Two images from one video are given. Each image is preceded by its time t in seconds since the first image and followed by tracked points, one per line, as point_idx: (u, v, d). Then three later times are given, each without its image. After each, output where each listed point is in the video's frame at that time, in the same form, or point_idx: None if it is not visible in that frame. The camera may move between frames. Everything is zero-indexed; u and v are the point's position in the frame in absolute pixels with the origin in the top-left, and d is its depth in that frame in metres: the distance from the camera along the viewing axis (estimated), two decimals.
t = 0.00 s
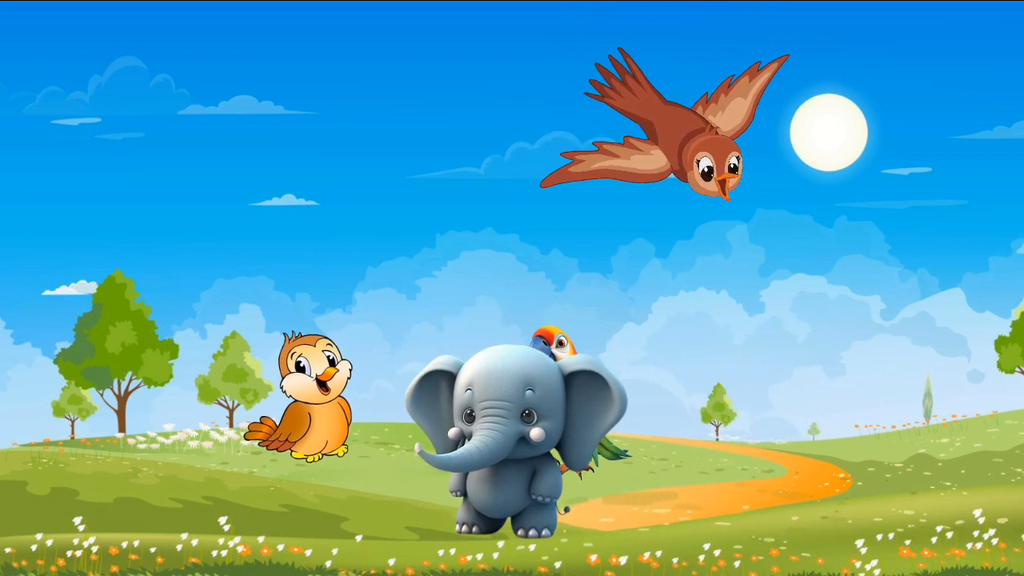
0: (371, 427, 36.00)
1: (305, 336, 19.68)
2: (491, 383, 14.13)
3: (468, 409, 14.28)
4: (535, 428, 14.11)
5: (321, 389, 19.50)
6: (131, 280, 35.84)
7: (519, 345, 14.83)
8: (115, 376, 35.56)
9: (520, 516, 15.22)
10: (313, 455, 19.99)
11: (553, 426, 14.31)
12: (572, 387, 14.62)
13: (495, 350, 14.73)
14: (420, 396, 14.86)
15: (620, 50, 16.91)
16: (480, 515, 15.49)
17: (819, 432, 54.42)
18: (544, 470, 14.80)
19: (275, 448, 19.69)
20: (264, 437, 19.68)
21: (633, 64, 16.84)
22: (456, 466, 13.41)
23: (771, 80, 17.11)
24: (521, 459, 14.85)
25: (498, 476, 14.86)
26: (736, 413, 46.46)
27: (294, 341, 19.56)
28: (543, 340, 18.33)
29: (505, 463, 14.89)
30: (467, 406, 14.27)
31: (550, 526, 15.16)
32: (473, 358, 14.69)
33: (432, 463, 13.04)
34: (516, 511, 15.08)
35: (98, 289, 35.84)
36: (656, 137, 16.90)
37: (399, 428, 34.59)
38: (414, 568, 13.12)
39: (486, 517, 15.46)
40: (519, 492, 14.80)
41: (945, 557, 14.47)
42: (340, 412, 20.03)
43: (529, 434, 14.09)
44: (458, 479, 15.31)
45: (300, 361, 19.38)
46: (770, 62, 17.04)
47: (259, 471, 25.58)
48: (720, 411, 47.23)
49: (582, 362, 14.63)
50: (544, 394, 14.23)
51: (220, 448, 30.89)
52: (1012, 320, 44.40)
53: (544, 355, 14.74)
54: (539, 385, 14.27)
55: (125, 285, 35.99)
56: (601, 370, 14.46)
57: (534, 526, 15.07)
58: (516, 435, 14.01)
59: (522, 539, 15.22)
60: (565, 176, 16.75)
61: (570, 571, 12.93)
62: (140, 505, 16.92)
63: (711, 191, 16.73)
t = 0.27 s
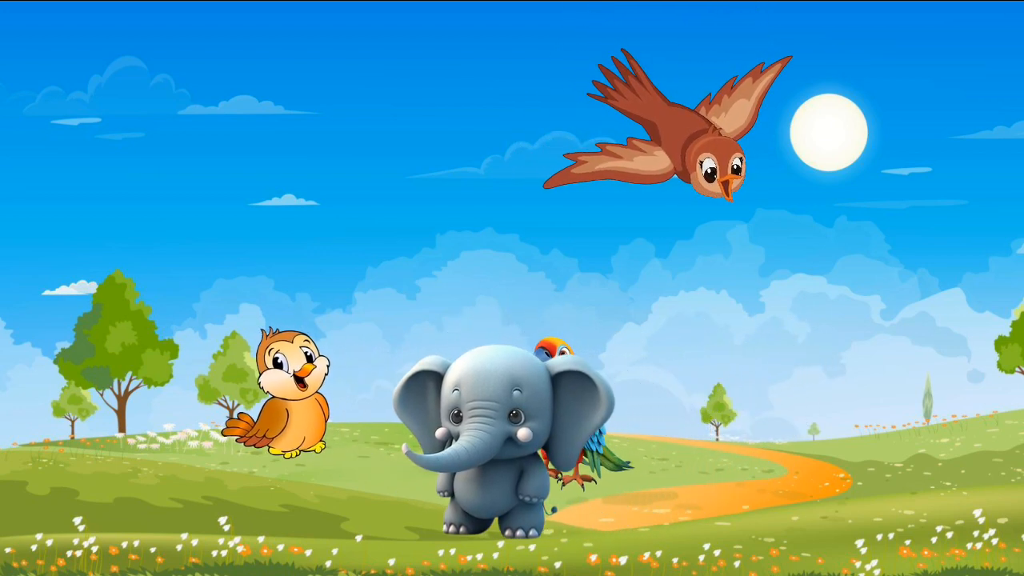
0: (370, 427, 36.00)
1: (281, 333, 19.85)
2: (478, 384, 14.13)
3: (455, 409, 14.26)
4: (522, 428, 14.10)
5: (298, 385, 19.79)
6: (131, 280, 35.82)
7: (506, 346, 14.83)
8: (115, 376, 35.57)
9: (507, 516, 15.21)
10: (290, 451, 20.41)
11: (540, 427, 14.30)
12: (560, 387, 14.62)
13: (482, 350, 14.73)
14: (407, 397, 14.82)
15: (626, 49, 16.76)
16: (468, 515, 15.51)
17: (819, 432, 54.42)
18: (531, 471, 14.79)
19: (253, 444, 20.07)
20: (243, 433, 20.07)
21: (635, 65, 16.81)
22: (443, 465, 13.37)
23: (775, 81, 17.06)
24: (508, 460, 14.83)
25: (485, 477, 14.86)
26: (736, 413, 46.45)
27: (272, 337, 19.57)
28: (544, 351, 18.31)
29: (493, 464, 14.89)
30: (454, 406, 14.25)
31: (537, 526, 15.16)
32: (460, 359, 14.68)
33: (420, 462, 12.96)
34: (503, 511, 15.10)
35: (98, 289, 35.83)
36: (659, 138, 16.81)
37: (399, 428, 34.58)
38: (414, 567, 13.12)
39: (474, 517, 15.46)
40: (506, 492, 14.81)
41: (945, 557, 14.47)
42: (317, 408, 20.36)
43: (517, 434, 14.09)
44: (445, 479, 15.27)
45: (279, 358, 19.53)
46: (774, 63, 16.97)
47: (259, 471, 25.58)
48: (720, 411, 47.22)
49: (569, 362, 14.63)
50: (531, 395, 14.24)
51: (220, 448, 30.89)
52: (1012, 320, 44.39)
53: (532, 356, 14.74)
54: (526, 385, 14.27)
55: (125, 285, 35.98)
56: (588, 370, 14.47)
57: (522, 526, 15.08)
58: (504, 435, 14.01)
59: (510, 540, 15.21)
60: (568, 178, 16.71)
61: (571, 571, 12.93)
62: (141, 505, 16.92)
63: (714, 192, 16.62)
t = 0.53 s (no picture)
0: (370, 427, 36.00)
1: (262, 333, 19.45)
2: (466, 384, 14.12)
3: (443, 410, 14.21)
4: (510, 429, 14.10)
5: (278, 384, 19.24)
6: (131, 280, 35.82)
7: (494, 346, 14.83)
8: (115, 376, 35.57)
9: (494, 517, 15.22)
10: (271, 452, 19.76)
11: (527, 427, 14.30)
12: (548, 388, 14.63)
13: (469, 350, 14.72)
14: (395, 397, 14.85)
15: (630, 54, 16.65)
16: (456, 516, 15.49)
17: (819, 432, 54.40)
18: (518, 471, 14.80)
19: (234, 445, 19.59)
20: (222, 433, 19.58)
21: (637, 67, 16.63)
22: (430, 466, 13.30)
23: (778, 82, 16.96)
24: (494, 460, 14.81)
25: (472, 477, 14.87)
26: (736, 413, 46.45)
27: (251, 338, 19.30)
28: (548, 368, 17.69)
29: (480, 464, 14.90)
30: (442, 406, 14.20)
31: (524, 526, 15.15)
32: (447, 359, 14.66)
33: (407, 462, 12.86)
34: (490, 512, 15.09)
35: (98, 289, 35.83)
36: (662, 139, 16.74)
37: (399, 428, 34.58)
38: (414, 567, 13.12)
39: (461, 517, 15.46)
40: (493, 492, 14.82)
41: (945, 557, 14.47)
42: (299, 408, 19.81)
43: (504, 435, 14.07)
44: (432, 480, 15.28)
45: (259, 357, 19.10)
46: (777, 64, 16.90)
47: (259, 471, 25.58)
48: (720, 411, 47.23)
49: (557, 363, 14.65)
50: (518, 395, 14.24)
51: (220, 448, 30.89)
52: (1012, 320, 44.39)
53: (519, 356, 14.75)
54: (514, 385, 14.27)
55: (125, 285, 35.98)
56: (575, 371, 14.50)
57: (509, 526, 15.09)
58: (491, 436, 13.99)
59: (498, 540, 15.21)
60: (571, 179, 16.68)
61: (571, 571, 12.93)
62: (141, 505, 16.92)
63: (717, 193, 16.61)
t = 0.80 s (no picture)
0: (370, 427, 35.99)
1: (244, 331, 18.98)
2: (455, 382, 14.09)
3: (432, 408, 14.21)
4: (499, 427, 14.09)
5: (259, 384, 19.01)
6: (131, 280, 35.81)
7: (485, 344, 14.80)
8: (114, 376, 35.56)
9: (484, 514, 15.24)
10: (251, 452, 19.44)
11: (517, 426, 14.30)
12: (537, 387, 14.66)
13: (460, 349, 14.69)
14: (385, 395, 14.87)
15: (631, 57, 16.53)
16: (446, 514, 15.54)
17: (819, 432, 54.39)
18: (508, 470, 14.81)
19: (215, 445, 19.04)
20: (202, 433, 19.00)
21: (641, 68, 16.53)
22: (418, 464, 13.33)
23: (781, 83, 16.89)
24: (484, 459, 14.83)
25: (463, 475, 14.91)
26: (736, 413, 46.44)
27: (232, 337, 18.82)
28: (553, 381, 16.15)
29: (470, 463, 14.90)
30: (431, 405, 14.20)
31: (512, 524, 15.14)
32: (437, 358, 14.64)
33: (396, 462, 12.92)
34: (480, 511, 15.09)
35: (98, 289, 35.83)
36: (665, 140, 16.66)
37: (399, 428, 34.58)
38: (414, 567, 13.12)
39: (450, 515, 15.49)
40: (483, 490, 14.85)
41: (945, 557, 14.47)
42: (279, 408, 19.51)
43: (494, 433, 14.06)
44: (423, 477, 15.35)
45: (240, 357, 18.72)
46: (780, 65, 16.82)
47: (259, 471, 25.58)
48: (720, 411, 47.23)
49: (546, 361, 14.64)
50: (508, 394, 14.23)
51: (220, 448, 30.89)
52: (1012, 320, 44.39)
53: (509, 354, 14.73)
54: (504, 384, 14.26)
55: (125, 285, 35.97)
56: (566, 370, 14.49)
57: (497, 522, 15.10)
58: (481, 434, 13.98)
59: (487, 538, 15.24)
60: (576, 180, 16.46)
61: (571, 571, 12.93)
62: (141, 505, 16.92)
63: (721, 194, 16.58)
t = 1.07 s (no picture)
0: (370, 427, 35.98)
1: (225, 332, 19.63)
2: (446, 380, 14.14)
3: (423, 405, 14.27)
4: (489, 425, 14.15)
5: (241, 384, 19.48)
6: (131, 280, 35.82)
7: (475, 341, 14.82)
8: (114, 376, 35.59)
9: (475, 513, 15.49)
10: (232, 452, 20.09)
11: (507, 424, 14.36)
12: (528, 385, 14.67)
13: (450, 346, 14.72)
14: (375, 393, 14.94)
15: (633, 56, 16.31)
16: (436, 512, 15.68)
17: (819, 432, 54.37)
18: (499, 468, 15.04)
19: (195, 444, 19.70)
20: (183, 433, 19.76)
21: (645, 68, 16.29)
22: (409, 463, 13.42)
23: (785, 84, 16.79)
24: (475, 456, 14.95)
25: (453, 473, 15.09)
26: (736, 412, 46.44)
27: (213, 336, 19.49)
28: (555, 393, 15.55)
29: (460, 461, 15.11)
30: (422, 402, 14.26)
31: (504, 522, 15.44)
32: (427, 355, 14.68)
33: (387, 459, 13.06)
34: (470, 509, 15.31)
35: (98, 289, 35.84)
36: (668, 142, 16.43)
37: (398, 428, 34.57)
38: (414, 567, 13.11)
39: (439, 512, 15.73)
40: (474, 489, 15.05)
41: (945, 557, 14.47)
42: (260, 408, 20.11)
43: (484, 431, 14.13)
44: (413, 475, 15.53)
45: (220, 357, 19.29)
46: (784, 66, 16.67)
47: (259, 471, 25.55)
48: (720, 411, 47.22)
49: (536, 359, 14.68)
50: (498, 392, 14.27)
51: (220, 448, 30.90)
52: (1012, 320, 44.36)
53: (499, 352, 14.76)
54: (494, 381, 14.29)
55: (125, 285, 35.98)
56: (556, 367, 14.54)
57: (489, 522, 15.34)
58: (471, 432, 14.05)
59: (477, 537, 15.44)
60: (579, 181, 16.21)
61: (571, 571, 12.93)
62: (141, 505, 16.92)
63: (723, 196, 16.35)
